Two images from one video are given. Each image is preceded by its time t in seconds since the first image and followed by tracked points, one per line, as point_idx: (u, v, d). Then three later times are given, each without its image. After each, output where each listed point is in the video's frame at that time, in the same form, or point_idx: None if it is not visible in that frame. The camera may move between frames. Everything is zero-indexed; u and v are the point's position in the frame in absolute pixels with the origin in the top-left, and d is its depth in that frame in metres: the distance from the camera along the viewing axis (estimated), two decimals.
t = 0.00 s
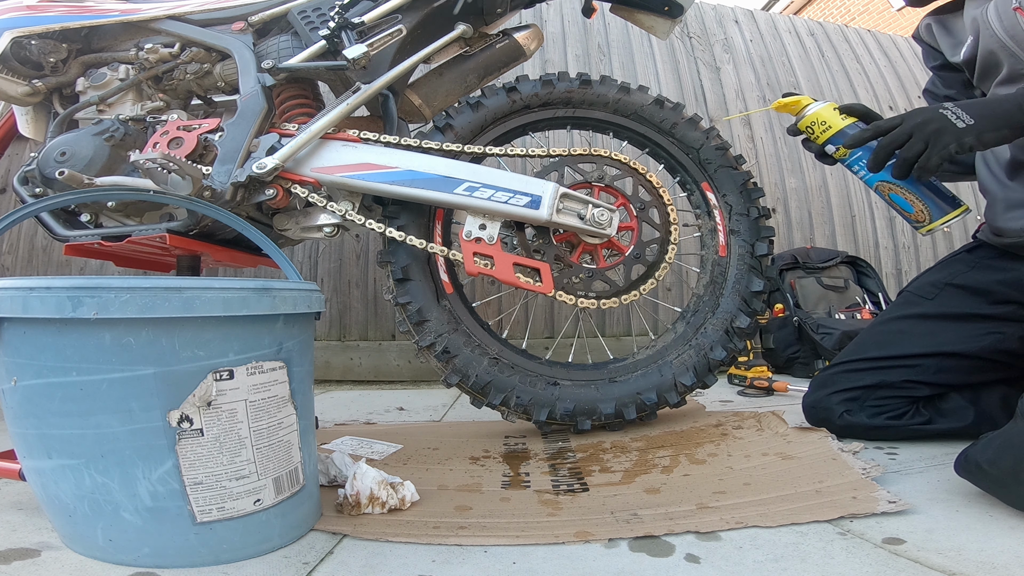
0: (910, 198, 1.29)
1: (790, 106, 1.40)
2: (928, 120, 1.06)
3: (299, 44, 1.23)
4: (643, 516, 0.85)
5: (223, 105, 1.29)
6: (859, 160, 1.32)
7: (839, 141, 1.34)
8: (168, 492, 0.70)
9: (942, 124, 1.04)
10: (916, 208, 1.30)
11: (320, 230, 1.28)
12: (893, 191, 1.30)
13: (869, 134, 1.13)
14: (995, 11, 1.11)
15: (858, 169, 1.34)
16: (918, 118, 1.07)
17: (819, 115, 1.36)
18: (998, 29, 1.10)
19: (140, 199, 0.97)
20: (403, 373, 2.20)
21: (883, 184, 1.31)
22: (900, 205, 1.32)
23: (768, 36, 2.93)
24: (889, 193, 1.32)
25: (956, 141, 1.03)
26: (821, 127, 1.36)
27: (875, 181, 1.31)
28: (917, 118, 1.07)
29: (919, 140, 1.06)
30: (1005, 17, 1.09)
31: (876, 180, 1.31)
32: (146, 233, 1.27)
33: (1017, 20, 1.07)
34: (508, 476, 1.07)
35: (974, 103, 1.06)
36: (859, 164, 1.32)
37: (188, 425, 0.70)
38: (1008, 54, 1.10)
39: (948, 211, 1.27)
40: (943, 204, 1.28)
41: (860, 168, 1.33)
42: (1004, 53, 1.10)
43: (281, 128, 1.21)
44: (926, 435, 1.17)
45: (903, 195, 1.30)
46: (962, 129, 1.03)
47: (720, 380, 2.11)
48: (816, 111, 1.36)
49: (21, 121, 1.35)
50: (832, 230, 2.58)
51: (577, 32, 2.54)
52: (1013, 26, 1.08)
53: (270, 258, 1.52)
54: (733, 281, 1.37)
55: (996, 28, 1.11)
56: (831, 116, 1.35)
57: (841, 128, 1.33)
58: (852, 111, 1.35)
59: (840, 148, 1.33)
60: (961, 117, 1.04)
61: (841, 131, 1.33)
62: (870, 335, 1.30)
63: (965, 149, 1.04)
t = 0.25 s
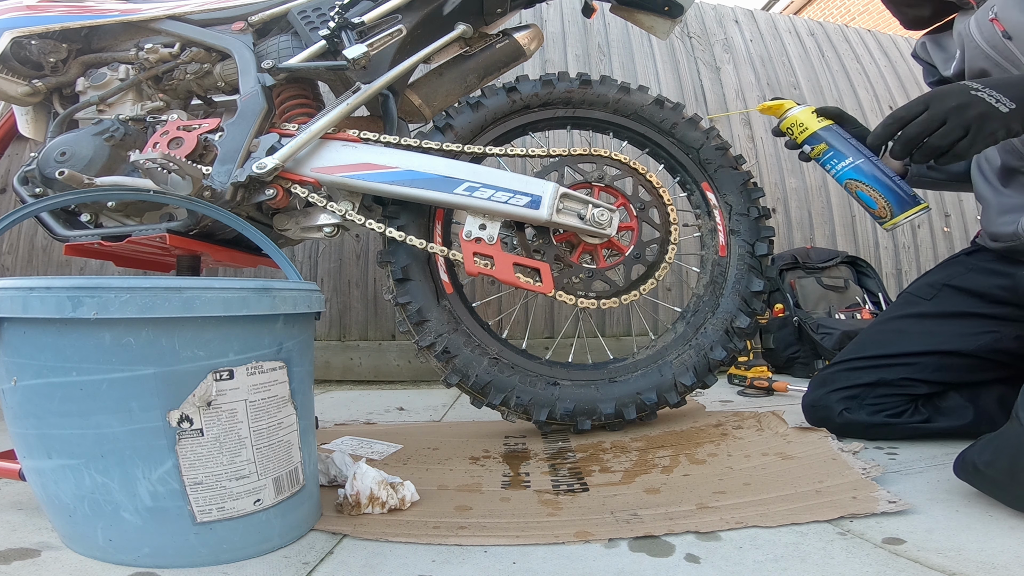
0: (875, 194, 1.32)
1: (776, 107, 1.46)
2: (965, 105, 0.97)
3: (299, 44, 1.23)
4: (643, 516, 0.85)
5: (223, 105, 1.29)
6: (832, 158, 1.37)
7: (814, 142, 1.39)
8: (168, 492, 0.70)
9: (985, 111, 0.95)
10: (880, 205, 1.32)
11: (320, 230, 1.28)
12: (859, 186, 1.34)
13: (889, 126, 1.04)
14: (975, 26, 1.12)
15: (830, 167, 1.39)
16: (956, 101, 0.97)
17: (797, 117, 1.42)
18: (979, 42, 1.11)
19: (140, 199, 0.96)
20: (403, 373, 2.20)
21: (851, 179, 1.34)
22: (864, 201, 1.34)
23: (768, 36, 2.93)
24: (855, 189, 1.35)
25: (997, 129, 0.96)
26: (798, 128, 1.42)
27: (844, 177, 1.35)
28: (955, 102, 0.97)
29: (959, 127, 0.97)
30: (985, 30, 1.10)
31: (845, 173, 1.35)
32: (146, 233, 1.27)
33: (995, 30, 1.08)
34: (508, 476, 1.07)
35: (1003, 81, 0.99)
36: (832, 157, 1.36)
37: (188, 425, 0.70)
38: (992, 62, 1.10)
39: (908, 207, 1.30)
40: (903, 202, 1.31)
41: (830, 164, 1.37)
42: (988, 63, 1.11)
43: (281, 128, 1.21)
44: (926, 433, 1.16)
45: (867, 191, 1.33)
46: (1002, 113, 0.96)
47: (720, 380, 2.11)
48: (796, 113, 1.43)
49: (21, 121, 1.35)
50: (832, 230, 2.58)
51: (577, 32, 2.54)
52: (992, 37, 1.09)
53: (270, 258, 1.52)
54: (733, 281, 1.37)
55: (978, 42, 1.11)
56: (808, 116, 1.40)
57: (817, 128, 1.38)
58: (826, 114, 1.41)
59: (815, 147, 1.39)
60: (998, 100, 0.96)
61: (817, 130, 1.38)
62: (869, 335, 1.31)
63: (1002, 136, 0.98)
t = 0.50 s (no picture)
0: (877, 219, 1.28)
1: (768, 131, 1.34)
2: None
3: (299, 44, 1.23)
4: (643, 516, 0.85)
5: (223, 105, 1.29)
6: (828, 183, 1.30)
7: (808, 166, 1.31)
8: (168, 492, 0.70)
9: None
10: (881, 228, 1.29)
11: (320, 230, 1.28)
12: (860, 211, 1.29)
13: (965, 211, 0.88)
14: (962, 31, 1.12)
15: (826, 190, 1.32)
16: None
17: (789, 139, 1.32)
18: (967, 46, 1.11)
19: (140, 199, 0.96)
20: (403, 373, 2.20)
21: (851, 206, 1.29)
22: (868, 226, 1.30)
23: (768, 36, 2.93)
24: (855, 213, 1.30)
25: None
26: (790, 152, 1.32)
27: (842, 203, 1.30)
28: None
29: None
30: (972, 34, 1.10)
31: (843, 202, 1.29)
32: (146, 233, 1.27)
33: (982, 34, 1.08)
34: (509, 476, 1.07)
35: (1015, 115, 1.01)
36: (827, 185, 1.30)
37: (188, 425, 0.70)
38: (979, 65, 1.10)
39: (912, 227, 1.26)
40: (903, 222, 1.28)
41: (827, 191, 1.31)
42: (976, 68, 1.10)
43: (281, 128, 1.21)
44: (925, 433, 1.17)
45: (870, 217, 1.28)
46: None
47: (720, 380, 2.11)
48: (786, 136, 1.32)
49: (21, 121, 1.35)
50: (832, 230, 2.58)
51: (577, 31, 2.54)
52: (979, 41, 1.09)
53: (270, 258, 1.52)
54: (733, 281, 1.37)
55: (967, 47, 1.11)
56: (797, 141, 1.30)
57: (808, 153, 1.30)
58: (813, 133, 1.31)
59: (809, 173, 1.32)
60: None
61: (810, 156, 1.29)
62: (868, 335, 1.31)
63: None
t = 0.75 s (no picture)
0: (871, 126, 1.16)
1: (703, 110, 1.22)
2: None
3: (299, 44, 1.23)
4: (643, 516, 0.85)
5: (223, 105, 1.29)
6: (798, 120, 1.19)
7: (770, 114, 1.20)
8: (168, 492, 0.70)
9: None
10: (883, 133, 1.15)
11: (320, 230, 1.28)
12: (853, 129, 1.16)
13: None
14: (958, 32, 1.13)
15: (801, 129, 1.18)
16: None
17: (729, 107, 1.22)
18: (960, 46, 1.12)
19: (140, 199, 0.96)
20: (403, 373, 2.21)
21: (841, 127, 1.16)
22: (871, 136, 1.15)
23: (768, 36, 2.92)
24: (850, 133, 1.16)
25: None
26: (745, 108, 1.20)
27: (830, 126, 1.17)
28: None
29: None
30: (967, 35, 1.11)
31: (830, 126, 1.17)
32: (146, 233, 1.27)
33: (977, 36, 1.09)
34: (508, 476, 1.07)
35: None
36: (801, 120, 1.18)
37: (188, 425, 0.70)
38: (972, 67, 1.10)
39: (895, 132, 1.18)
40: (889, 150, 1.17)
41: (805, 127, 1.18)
42: (966, 70, 1.11)
43: (281, 128, 1.21)
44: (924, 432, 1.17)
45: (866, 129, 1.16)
46: None
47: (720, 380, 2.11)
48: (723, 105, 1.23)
49: (21, 121, 1.35)
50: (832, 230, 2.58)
51: (576, 31, 2.55)
52: (974, 43, 1.10)
53: (270, 258, 1.52)
54: (733, 281, 1.37)
55: (960, 48, 1.12)
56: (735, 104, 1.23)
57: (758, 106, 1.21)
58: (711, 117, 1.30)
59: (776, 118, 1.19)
60: None
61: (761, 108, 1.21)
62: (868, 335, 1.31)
63: None
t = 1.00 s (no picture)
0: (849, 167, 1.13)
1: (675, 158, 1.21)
2: None
3: (299, 44, 1.23)
4: (643, 516, 0.85)
5: (223, 105, 1.29)
6: (773, 164, 1.16)
7: (744, 158, 1.17)
8: (168, 492, 0.70)
9: None
10: (865, 173, 1.12)
11: (320, 230, 1.28)
12: (829, 171, 1.13)
13: None
14: (956, 27, 1.11)
15: (778, 173, 1.16)
16: None
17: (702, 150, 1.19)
18: (960, 42, 1.10)
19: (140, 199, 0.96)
20: (403, 373, 2.21)
21: (814, 171, 1.14)
22: (848, 179, 1.12)
23: (768, 35, 2.92)
24: (825, 178, 1.14)
25: None
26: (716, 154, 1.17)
27: (804, 170, 1.15)
28: None
29: None
30: (967, 30, 1.09)
31: (802, 170, 1.15)
32: (146, 233, 1.27)
33: (978, 32, 1.07)
34: (508, 476, 1.07)
35: None
36: (773, 163, 1.16)
37: (188, 425, 0.70)
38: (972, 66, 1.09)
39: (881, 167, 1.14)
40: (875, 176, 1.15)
41: (778, 170, 1.16)
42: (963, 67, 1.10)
43: (281, 128, 1.21)
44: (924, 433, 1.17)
45: (842, 170, 1.13)
46: None
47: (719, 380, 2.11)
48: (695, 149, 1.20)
49: (21, 121, 1.35)
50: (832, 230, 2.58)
51: (576, 31, 2.55)
52: (974, 39, 1.08)
53: (270, 258, 1.52)
54: (733, 281, 1.37)
55: (961, 43, 1.10)
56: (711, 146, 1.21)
57: (732, 149, 1.18)
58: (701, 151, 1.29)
59: (749, 164, 1.16)
60: None
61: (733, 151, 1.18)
62: (868, 335, 1.31)
63: None
